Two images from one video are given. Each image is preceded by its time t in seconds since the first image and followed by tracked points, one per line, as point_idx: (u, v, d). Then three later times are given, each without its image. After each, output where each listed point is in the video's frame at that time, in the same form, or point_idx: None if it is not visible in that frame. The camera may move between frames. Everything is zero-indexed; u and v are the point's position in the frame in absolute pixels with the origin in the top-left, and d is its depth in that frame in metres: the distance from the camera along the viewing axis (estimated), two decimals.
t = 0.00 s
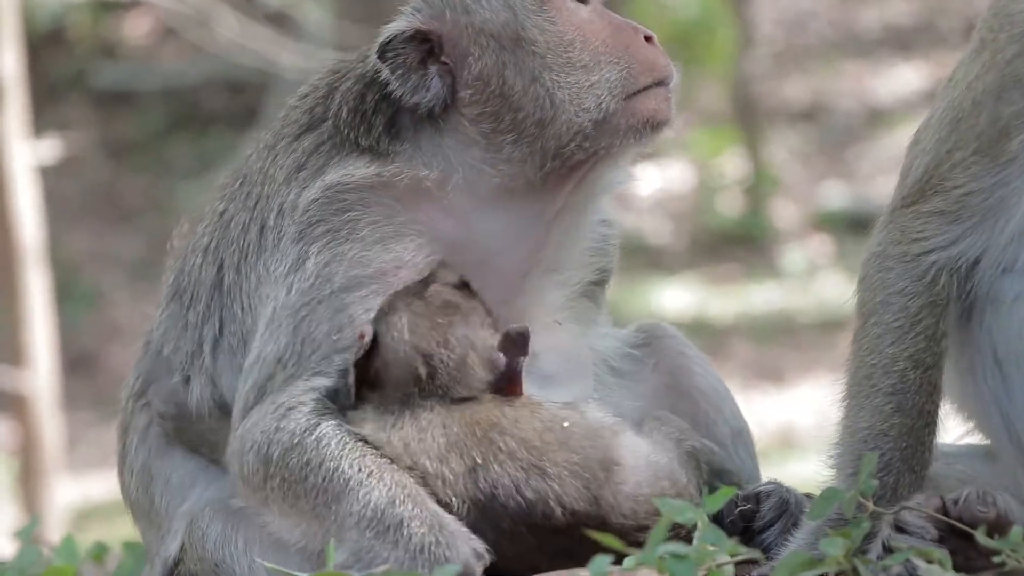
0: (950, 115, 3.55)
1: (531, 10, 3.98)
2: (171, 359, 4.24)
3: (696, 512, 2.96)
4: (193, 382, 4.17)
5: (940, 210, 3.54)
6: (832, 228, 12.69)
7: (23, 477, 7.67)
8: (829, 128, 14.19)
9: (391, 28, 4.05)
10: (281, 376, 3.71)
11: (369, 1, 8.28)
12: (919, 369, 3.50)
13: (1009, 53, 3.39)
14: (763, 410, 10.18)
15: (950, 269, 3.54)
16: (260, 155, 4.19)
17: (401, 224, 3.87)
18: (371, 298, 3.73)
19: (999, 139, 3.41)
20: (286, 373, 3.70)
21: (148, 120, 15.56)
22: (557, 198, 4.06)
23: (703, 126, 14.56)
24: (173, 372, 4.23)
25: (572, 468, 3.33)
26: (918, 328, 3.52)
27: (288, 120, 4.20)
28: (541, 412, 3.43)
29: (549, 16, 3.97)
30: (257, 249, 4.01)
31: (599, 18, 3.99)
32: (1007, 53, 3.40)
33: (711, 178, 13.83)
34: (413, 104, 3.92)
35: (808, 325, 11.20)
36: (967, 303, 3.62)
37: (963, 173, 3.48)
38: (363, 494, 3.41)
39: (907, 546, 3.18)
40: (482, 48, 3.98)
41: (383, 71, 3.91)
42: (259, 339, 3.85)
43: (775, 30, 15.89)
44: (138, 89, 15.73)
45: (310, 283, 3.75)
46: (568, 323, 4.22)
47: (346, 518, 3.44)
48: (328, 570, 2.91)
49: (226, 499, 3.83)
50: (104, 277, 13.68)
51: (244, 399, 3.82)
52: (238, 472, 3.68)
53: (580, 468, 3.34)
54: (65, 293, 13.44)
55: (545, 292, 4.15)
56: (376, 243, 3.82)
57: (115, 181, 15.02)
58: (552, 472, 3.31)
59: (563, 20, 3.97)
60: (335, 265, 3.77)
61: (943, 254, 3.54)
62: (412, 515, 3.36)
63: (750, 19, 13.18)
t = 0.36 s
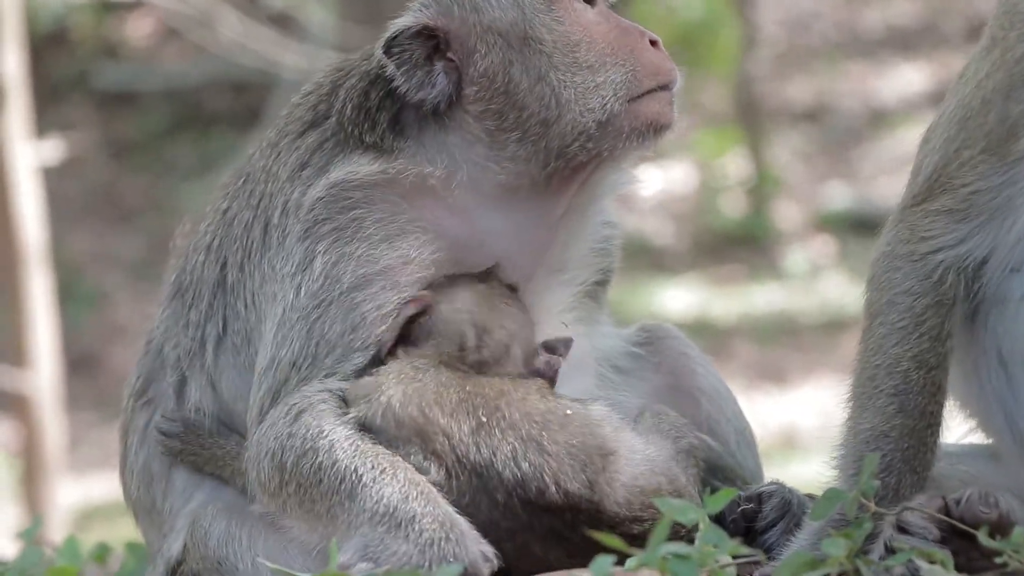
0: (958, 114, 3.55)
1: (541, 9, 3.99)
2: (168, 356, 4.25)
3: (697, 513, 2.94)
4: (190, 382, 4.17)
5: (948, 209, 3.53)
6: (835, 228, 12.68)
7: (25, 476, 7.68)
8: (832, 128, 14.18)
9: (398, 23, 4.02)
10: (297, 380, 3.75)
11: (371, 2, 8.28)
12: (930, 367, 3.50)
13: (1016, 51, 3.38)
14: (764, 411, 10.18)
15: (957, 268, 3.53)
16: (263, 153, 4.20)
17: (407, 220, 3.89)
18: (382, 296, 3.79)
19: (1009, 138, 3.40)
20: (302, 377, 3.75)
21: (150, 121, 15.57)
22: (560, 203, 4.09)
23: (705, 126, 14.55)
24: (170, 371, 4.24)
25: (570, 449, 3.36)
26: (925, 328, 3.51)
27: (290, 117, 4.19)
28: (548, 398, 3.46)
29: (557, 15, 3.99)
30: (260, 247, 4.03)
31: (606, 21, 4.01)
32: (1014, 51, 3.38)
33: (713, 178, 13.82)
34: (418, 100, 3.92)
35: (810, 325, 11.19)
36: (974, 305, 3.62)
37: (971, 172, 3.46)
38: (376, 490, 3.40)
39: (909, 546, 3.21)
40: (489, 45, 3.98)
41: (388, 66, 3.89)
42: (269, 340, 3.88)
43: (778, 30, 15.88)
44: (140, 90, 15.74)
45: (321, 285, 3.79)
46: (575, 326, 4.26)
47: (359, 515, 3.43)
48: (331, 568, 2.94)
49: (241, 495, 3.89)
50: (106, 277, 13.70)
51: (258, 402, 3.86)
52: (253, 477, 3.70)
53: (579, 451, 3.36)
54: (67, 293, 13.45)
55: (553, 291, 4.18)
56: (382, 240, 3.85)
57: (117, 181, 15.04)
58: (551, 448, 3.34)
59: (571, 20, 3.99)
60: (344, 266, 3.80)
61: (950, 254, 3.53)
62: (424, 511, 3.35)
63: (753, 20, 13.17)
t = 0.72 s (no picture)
0: (950, 115, 3.59)
1: (527, 12, 4.00)
2: (161, 363, 4.31)
3: (699, 514, 2.94)
4: (180, 389, 4.23)
5: (941, 210, 3.55)
6: (836, 229, 12.68)
7: (27, 478, 7.69)
8: (834, 128, 14.17)
9: (385, 24, 4.05)
10: (287, 389, 3.76)
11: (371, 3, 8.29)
12: (931, 370, 3.50)
13: (997, 46, 3.40)
14: (766, 412, 10.17)
15: (954, 269, 3.52)
16: (254, 159, 4.23)
17: (396, 228, 3.92)
18: (371, 304, 3.81)
19: (994, 133, 3.43)
20: (292, 386, 3.76)
21: (152, 122, 15.58)
22: (550, 207, 4.08)
23: (707, 127, 14.55)
24: (162, 380, 4.31)
25: (566, 450, 3.33)
26: (927, 328, 3.50)
27: (279, 123, 4.23)
28: (536, 402, 3.43)
29: (543, 18, 3.99)
30: (251, 254, 4.06)
31: (593, 25, 4.01)
32: (995, 46, 3.41)
33: (715, 179, 13.81)
34: (405, 103, 3.94)
35: (812, 326, 11.19)
36: (976, 304, 3.60)
37: (959, 171, 3.50)
38: (371, 493, 3.42)
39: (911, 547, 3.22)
40: (474, 47, 4.00)
41: (375, 69, 3.91)
42: (260, 349, 3.89)
43: (780, 30, 15.87)
44: (142, 90, 15.76)
45: (309, 293, 3.81)
46: (571, 323, 4.30)
47: (356, 519, 3.46)
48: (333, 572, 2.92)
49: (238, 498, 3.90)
50: (108, 277, 13.70)
51: (251, 409, 3.87)
52: (249, 485, 3.73)
53: (574, 451, 3.33)
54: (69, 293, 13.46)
55: (543, 293, 4.18)
56: (370, 248, 3.87)
57: (118, 181, 15.06)
58: (545, 451, 3.31)
59: (557, 23, 3.99)
60: (332, 274, 3.82)
61: (945, 255, 3.53)
62: (421, 512, 3.34)
63: (755, 20, 13.16)
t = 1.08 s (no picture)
0: (947, 120, 3.61)
1: (521, 17, 3.97)
2: (164, 364, 4.31)
3: (701, 515, 2.94)
4: (183, 393, 4.24)
5: (939, 214, 3.55)
6: (839, 230, 12.68)
7: (29, 480, 7.67)
8: (837, 130, 14.16)
9: (383, 28, 4.06)
10: (295, 393, 3.76)
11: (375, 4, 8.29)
12: (934, 372, 3.49)
13: (986, 50, 3.43)
14: (769, 413, 10.16)
15: (953, 272, 3.50)
16: (256, 161, 4.23)
17: (400, 230, 3.92)
18: (379, 306, 3.79)
19: (987, 137, 3.43)
20: (299, 389, 3.76)
21: (154, 122, 15.57)
22: (551, 212, 4.11)
23: (710, 128, 14.54)
24: (164, 384, 4.30)
25: (573, 421, 3.34)
26: (930, 332, 3.50)
27: (282, 125, 4.23)
28: (570, 378, 3.45)
29: (537, 24, 3.96)
30: (254, 257, 4.06)
31: (590, 28, 3.95)
32: (983, 50, 3.43)
33: (719, 180, 13.80)
34: (401, 106, 3.94)
35: (815, 327, 11.17)
36: (978, 306, 3.58)
37: (954, 175, 3.51)
38: (381, 492, 3.45)
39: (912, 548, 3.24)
40: (469, 53, 3.99)
41: (373, 71, 3.93)
42: (267, 354, 3.89)
43: (784, 32, 15.86)
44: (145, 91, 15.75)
45: (314, 296, 3.80)
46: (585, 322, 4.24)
47: (364, 518, 3.47)
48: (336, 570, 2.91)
49: (243, 498, 3.87)
50: (111, 278, 13.69)
51: (257, 412, 3.87)
52: (257, 488, 3.72)
53: (582, 425, 3.34)
54: (72, 294, 13.45)
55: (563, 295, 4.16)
56: (374, 250, 3.87)
57: (121, 181, 15.04)
58: (555, 416, 3.33)
59: (552, 28, 3.95)
60: (337, 277, 3.81)
61: (946, 257, 3.51)
62: (430, 512, 3.40)
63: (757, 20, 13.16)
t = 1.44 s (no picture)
0: (955, 123, 3.59)
1: (503, 34, 3.96)
2: (165, 368, 4.31)
3: (702, 521, 2.95)
4: (183, 397, 4.24)
5: (945, 218, 3.54)
6: (840, 235, 12.68)
7: (29, 482, 7.66)
8: (839, 134, 14.16)
9: (372, 41, 4.06)
10: (293, 397, 3.77)
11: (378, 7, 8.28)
12: (930, 379, 3.51)
13: (1000, 55, 3.42)
14: (770, 417, 10.16)
15: (959, 277, 3.51)
16: (258, 165, 4.23)
17: (399, 239, 3.93)
18: (378, 314, 3.81)
19: (997, 143, 3.43)
20: (297, 394, 3.77)
21: (157, 124, 15.59)
22: (547, 221, 4.11)
23: (712, 132, 14.54)
24: (164, 387, 4.31)
25: (575, 439, 3.33)
26: (928, 339, 3.50)
27: (284, 130, 4.23)
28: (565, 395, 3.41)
29: (519, 41, 3.95)
30: (255, 262, 4.07)
31: (578, 40, 3.92)
32: (997, 55, 3.43)
33: (720, 184, 13.79)
34: (391, 119, 3.94)
35: (816, 332, 11.16)
36: (978, 314, 3.60)
37: (963, 178, 3.49)
38: (382, 497, 3.45)
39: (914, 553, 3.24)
40: (454, 68, 3.98)
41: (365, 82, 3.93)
42: (266, 359, 3.90)
43: (786, 36, 15.85)
44: (146, 94, 15.75)
45: (313, 303, 3.81)
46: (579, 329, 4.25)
47: (364, 522, 3.47)
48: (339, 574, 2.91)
49: (242, 502, 3.88)
50: (112, 281, 13.70)
51: (256, 417, 3.89)
52: (254, 492, 3.73)
53: (584, 442, 3.33)
54: (72, 297, 13.45)
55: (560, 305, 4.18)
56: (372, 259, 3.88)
57: (122, 184, 15.04)
58: (557, 435, 3.32)
59: (537, 43, 3.94)
60: (336, 285, 3.83)
61: (950, 263, 3.51)
62: (431, 517, 3.40)
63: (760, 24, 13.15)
